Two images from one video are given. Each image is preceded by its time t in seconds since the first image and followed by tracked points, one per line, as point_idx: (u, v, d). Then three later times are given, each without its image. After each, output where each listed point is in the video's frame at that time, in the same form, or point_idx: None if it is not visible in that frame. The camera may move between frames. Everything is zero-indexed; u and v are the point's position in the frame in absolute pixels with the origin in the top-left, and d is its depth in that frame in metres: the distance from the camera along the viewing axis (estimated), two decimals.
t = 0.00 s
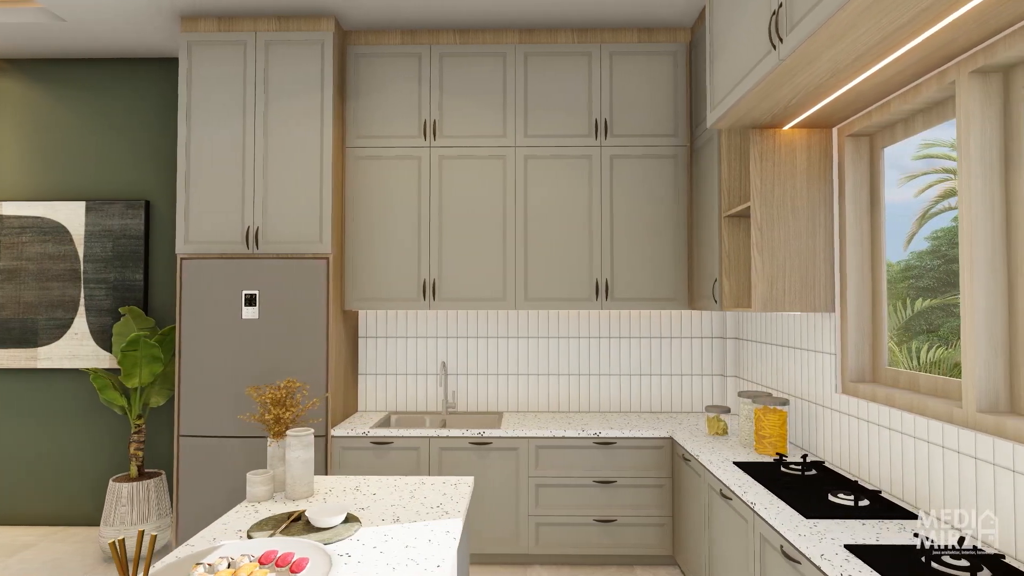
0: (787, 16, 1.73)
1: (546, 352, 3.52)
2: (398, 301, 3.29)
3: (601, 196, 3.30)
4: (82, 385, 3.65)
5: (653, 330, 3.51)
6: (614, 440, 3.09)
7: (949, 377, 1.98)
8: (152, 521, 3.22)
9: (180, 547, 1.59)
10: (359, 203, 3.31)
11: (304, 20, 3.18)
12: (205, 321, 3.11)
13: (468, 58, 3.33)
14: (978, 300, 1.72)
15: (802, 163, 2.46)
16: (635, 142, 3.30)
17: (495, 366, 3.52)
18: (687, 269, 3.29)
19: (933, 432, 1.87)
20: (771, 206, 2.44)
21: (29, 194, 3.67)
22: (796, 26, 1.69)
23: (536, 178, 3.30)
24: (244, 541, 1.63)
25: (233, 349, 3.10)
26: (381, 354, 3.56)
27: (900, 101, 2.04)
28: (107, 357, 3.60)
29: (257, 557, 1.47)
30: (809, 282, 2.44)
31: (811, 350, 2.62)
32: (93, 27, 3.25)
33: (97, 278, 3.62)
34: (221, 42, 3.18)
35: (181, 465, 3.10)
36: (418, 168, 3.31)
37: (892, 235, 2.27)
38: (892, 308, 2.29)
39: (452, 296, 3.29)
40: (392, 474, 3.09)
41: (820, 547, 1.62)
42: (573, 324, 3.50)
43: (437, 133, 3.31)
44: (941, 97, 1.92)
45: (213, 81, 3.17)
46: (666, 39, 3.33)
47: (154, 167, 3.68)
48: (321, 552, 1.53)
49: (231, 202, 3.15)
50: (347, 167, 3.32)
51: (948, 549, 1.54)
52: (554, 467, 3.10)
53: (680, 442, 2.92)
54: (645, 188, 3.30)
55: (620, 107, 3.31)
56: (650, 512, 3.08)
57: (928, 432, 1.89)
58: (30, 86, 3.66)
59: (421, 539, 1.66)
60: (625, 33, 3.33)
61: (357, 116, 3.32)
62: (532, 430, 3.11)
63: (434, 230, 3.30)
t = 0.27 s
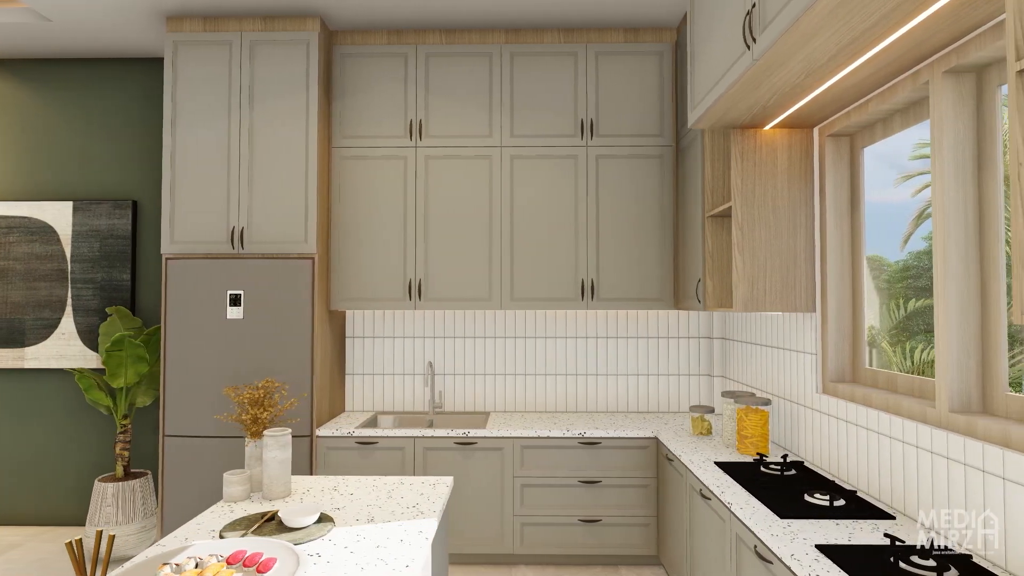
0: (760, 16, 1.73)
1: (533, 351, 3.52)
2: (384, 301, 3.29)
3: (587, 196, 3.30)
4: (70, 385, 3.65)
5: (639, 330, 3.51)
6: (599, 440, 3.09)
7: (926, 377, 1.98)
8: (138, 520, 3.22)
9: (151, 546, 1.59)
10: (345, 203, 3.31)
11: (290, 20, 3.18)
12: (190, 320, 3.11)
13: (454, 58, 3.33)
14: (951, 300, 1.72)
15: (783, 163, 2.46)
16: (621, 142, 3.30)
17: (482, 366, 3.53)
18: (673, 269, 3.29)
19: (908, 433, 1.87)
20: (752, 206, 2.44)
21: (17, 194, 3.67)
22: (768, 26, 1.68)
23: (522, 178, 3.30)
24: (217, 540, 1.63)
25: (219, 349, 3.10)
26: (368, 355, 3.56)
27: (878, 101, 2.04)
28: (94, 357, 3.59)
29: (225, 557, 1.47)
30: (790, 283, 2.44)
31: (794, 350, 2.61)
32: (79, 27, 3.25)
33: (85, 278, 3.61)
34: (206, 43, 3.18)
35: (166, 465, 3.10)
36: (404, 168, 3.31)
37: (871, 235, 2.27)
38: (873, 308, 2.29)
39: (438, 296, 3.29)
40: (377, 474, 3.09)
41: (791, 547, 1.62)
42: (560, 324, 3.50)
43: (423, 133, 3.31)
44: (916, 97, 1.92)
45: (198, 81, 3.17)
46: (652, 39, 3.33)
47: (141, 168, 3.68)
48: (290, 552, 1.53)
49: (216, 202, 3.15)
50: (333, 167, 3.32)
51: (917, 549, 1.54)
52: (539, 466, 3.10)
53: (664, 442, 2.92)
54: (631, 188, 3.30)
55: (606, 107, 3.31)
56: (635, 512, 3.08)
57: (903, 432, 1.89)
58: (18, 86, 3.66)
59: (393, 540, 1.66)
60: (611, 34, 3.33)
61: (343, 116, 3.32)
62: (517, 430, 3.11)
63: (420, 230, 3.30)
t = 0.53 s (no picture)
0: (733, 16, 1.73)
1: (520, 351, 3.53)
2: (370, 301, 3.29)
3: (573, 197, 3.30)
4: (56, 385, 3.65)
5: (626, 330, 3.52)
6: (584, 440, 3.09)
7: (903, 377, 1.98)
8: (123, 520, 3.22)
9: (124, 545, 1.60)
10: (331, 203, 3.31)
11: (276, 20, 3.18)
12: (175, 320, 3.10)
13: (440, 58, 3.33)
14: (923, 300, 1.72)
15: (764, 163, 2.46)
16: (607, 142, 3.30)
17: (469, 366, 3.53)
18: (659, 269, 3.29)
19: (882, 432, 1.87)
20: (732, 206, 2.44)
21: (5, 194, 3.67)
22: (741, 26, 1.68)
23: (509, 178, 3.30)
24: (189, 539, 1.64)
25: (203, 350, 3.10)
26: (355, 355, 3.56)
27: (855, 101, 2.04)
28: (81, 357, 3.58)
29: (193, 557, 1.47)
30: (771, 283, 2.44)
31: (776, 350, 2.62)
32: (65, 26, 3.24)
33: (72, 278, 3.61)
34: (192, 43, 3.18)
35: (151, 465, 3.10)
36: (390, 168, 3.31)
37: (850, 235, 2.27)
38: (852, 308, 2.29)
39: (423, 296, 3.29)
40: (362, 474, 3.09)
41: (762, 547, 1.62)
42: (547, 324, 3.50)
43: (409, 133, 3.31)
44: (892, 97, 1.92)
45: (184, 81, 3.17)
46: (638, 39, 3.33)
47: (129, 168, 3.69)
48: (259, 552, 1.53)
49: (202, 202, 3.15)
50: (319, 167, 3.32)
51: (887, 549, 1.54)
52: (524, 467, 3.10)
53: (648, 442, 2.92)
54: (617, 188, 3.30)
55: (592, 107, 3.31)
56: (620, 512, 3.08)
57: (878, 432, 1.89)
58: (6, 86, 3.66)
59: (365, 540, 1.66)
60: (597, 34, 3.33)
61: (329, 116, 3.32)
62: (503, 430, 3.11)
63: (406, 230, 3.30)
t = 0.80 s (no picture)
0: (705, 16, 1.73)
1: (507, 351, 3.53)
2: (355, 301, 3.29)
3: (558, 197, 3.30)
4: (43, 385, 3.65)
5: (613, 330, 3.53)
6: (569, 440, 3.09)
7: (878, 377, 1.98)
8: (108, 520, 3.21)
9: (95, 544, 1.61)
10: (317, 203, 3.31)
11: (261, 20, 3.18)
12: (160, 320, 3.10)
13: (426, 58, 3.32)
14: (896, 300, 1.72)
15: (744, 163, 2.46)
16: (592, 142, 3.30)
17: (456, 366, 3.53)
18: (645, 269, 3.29)
19: (857, 432, 1.87)
20: (713, 206, 2.45)
21: None
22: (712, 26, 1.68)
23: (495, 178, 3.30)
24: (162, 539, 1.64)
25: (188, 350, 3.10)
26: (341, 355, 3.56)
27: (831, 101, 2.04)
28: (68, 357, 3.57)
29: (161, 557, 1.47)
30: (751, 283, 2.44)
31: (757, 350, 2.62)
32: (50, 26, 3.24)
33: (59, 278, 3.60)
34: (177, 43, 3.18)
35: (136, 465, 3.10)
36: (376, 168, 3.31)
37: (833, 233, 2.23)
38: (831, 308, 2.29)
39: (409, 296, 3.29)
40: (348, 474, 3.09)
41: (733, 547, 1.62)
42: (533, 324, 3.50)
43: (395, 133, 3.31)
44: (867, 97, 1.92)
45: (169, 81, 3.17)
46: (624, 40, 3.33)
47: (116, 168, 3.69)
48: (228, 551, 1.52)
49: (187, 202, 3.15)
50: (305, 167, 3.32)
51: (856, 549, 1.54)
52: (509, 467, 3.10)
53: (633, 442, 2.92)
54: (602, 188, 3.30)
55: (578, 107, 3.31)
56: (605, 512, 3.09)
57: (853, 432, 1.89)
58: None
59: (337, 540, 1.66)
60: (583, 34, 3.33)
61: (315, 116, 3.32)
62: (488, 430, 3.11)
63: (392, 230, 3.30)
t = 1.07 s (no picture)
0: (682, 16, 1.73)
1: (496, 351, 3.54)
2: (343, 301, 3.29)
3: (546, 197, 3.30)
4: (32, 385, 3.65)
5: (601, 330, 3.53)
6: (556, 440, 3.09)
7: (857, 377, 1.98)
8: (96, 519, 3.21)
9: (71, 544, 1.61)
10: (304, 204, 3.31)
11: (248, 20, 3.18)
12: (146, 321, 3.10)
13: (414, 58, 3.32)
14: (872, 300, 1.73)
15: (728, 163, 2.46)
16: (580, 142, 3.30)
17: (444, 366, 3.53)
18: (633, 269, 3.29)
19: (834, 432, 1.87)
20: (697, 206, 2.45)
21: None
22: (688, 25, 1.68)
23: (482, 178, 3.30)
24: (137, 539, 1.64)
25: (175, 350, 3.09)
26: (329, 355, 3.56)
27: (812, 101, 2.04)
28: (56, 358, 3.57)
29: (133, 557, 1.47)
30: (734, 283, 2.44)
31: (741, 350, 2.62)
32: (38, 26, 3.23)
33: (48, 278, 3.60)
34: (165, 42, 3.18)
35: (122, 465, 3.10)
36: (363, 168, 3.31)
37: (832, 231, 2.12)
38: (813, 307, 2.29)
39: (396, 296, 3.29)
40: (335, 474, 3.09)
41: (707, 547, 1.62)
42: (521, 323, 3.50)
43: (382, 133, 3.31)
44: (847, 97, 1.92)
45: (156, 81, 3.17)
46: (612, 40, 3.33)
47: (105, 168, 3.69)
48: (201, 552, 1.52)
49: (174, 202, 3.16)
50: (293, 167, 3.32)
51: (829, 549, 1.54)
52: (496, 467, 3.10)
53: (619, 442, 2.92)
54: (589, 188, 3.30)
55: (566, 107, 3.31)
56: (591, 512, 3.09)
57: (830, 432, 1.89)
58: None
59: (313, 540, 1.66)
60: (571, 34, 3.33)
61: (303, 116, 3.32)
62: (475, 430, 3.11)
63: (379, 230, 3.29)
